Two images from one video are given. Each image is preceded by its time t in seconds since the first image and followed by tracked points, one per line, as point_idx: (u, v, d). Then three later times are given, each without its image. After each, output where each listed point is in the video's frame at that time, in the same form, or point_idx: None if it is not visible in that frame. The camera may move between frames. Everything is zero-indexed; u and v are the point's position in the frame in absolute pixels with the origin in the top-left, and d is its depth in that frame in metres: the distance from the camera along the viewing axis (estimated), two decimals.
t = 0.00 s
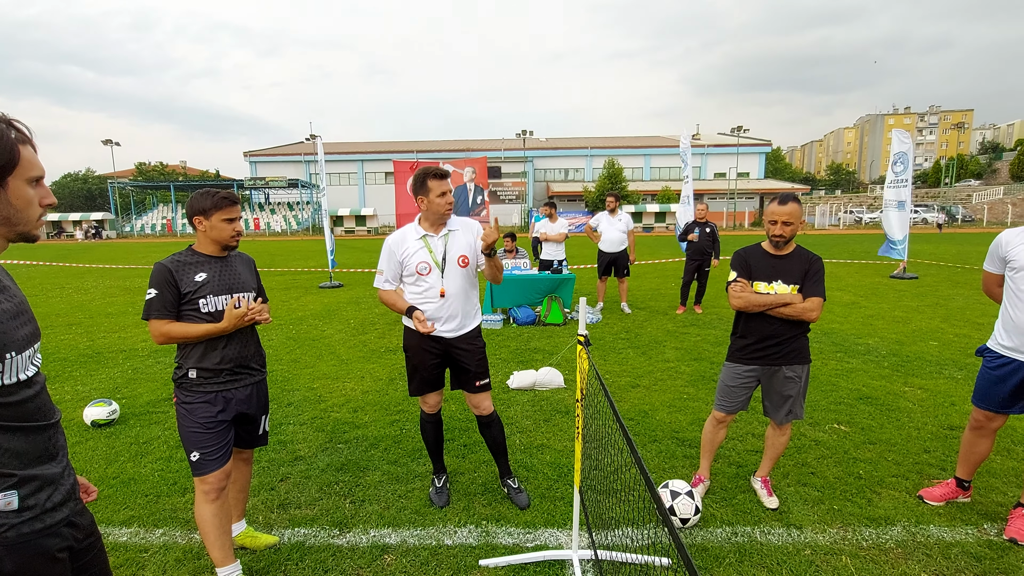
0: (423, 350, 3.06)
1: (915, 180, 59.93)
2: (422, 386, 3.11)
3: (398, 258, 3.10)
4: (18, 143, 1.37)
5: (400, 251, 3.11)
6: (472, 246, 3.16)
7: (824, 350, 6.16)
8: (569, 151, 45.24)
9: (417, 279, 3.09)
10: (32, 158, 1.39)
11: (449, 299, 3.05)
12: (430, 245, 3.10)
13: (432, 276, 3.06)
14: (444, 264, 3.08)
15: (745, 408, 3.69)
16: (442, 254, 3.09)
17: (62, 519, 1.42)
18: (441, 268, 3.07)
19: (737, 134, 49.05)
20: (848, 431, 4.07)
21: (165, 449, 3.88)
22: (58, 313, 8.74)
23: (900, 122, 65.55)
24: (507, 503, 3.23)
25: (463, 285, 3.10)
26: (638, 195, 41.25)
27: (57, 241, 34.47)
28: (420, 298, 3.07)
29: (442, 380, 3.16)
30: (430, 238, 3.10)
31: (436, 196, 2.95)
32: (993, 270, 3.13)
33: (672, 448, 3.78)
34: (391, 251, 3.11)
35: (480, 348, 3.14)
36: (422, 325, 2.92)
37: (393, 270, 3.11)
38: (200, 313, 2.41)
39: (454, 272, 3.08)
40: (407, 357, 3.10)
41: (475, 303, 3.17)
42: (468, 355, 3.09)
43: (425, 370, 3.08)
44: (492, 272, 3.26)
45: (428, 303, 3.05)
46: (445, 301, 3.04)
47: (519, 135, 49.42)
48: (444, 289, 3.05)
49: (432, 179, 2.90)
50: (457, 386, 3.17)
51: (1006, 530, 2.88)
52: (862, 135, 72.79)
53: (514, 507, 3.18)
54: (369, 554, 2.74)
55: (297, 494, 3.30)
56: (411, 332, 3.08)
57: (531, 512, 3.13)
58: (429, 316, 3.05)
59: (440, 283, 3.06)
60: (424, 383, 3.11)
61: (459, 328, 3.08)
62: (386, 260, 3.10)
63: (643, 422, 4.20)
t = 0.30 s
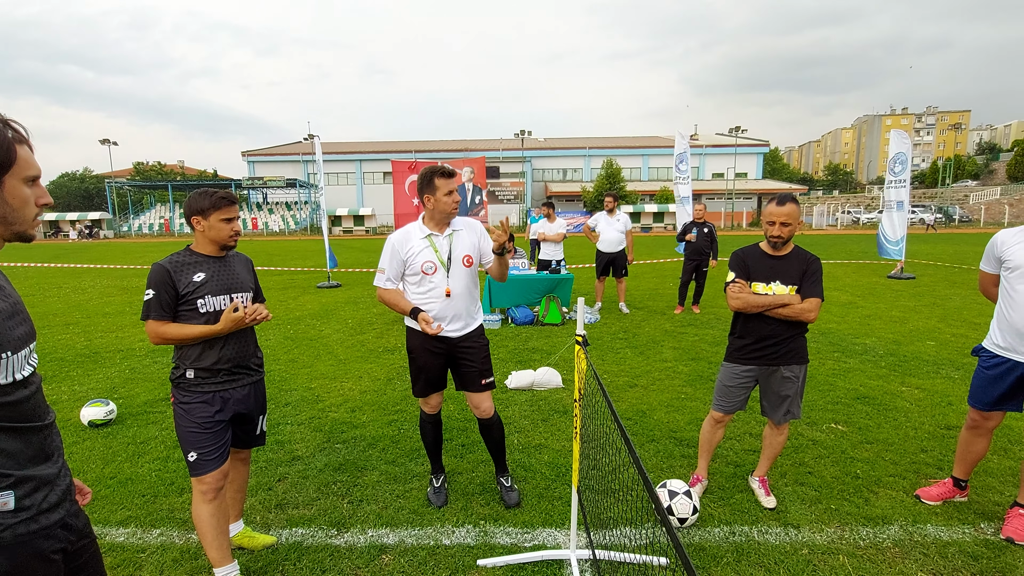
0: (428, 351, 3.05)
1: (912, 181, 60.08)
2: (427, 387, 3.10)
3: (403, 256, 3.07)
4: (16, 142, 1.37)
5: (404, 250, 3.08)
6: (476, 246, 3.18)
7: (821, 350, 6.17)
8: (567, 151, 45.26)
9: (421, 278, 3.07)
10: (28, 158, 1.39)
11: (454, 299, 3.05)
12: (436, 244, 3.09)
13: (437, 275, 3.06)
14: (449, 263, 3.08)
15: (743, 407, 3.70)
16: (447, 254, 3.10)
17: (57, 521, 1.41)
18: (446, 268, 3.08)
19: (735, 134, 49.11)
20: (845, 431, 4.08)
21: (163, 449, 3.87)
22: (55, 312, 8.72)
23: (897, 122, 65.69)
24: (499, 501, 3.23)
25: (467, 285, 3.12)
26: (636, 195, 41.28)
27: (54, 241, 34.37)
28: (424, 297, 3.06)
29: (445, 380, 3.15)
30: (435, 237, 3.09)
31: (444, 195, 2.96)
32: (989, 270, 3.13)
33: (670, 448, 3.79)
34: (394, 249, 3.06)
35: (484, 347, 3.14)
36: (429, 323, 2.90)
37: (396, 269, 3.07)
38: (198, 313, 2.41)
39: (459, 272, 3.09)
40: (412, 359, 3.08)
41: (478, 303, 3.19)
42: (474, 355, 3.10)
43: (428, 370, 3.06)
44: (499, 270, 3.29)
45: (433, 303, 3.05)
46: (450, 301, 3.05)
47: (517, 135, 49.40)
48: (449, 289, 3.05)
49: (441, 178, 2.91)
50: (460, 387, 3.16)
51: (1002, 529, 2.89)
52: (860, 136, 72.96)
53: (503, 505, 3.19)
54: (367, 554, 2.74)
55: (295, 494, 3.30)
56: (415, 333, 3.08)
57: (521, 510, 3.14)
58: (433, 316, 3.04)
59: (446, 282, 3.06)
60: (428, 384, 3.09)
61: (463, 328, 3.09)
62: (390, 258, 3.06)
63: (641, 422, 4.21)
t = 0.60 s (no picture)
0: (438, 352, 3.05)
1: (910, 181, 60.21)
2: (435, 389, 3.10)
3: (418, 254, 3.04)
4: (19, 142, 1.36)
5: (419, 248, 3.05)
6: (491, 248, 3.18)
7: (820, 350, 6.18)
8: (566, 151, 45.28)
9: (435, 277, 3.05)
10: (31, 157, 1.38)
11: (467, 300, 3.06)
12: (452, 244, 3.08)
13: (452, 276, 3.05)
14: (464, 264, 3.07)
15: (743, 407, 3.70)
16: (462, 254, 3.09)
17: (52, 522, 1.40)
18: (461, 268, 3.07)
19: (733, 135, 49.16)
20: (844, 431, 4.08)
21: (161, 449, 3.86)
22: (52, 312, 8.68)
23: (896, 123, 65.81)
24: (496, 503, 3.22)
25: (480, 287, 3.12)
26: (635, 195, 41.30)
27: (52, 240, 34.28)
28: (437, 297, 3.05)
29: (454, 383, 3.15)
30: (451, 237, 3.08)
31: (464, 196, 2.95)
32: (984, 270, 3.12)
33: (669, 448, 3.79)
34: (410, 246, 3.03)
35: (494, 352, 3.13)
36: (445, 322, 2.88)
37: (410, 266, 3.04)
38: (194, 311, 2.40)
39: (473, 273, 3.09)
40: (422, 360, 3.09)
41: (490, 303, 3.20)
42: (484, 357, 3.09)
43: (437, 372, 3.07)
44: (513, 270, 3.30)
45: (446, 303, 3.04)
46: (463, 302, 3.05)
47: (516, 135, 49.39)
48: (463, 290, 3.05)
49: (462, 178, 2.90)
50: (469, 389, 3.16)
51: (1000, 529, 2.90)
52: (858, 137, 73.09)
53: (501, 509, 3.16)
54: (366, 555, 2.73)
55: (294, 493, 3.29)
56: (426, 333, 3.08)
57: (517, 513, 3.12)
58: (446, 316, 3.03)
59: (459, 283, 3.05)
60: (437, 386, 3.10)
61: (474, 329, 3.09)
62: (405, 255, 3.02)
63: (640, 422, 4.21)
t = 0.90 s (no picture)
0: (453, 351, 3.05)
1: (908, 181, 60.28)
2: (449, 390, 3.09)
3: (440, 250, 3.03)
4: (21, 143, 1.35)
5: (442, 244, 3.04)
6: (512, 251, 3.16)
7: (818, 349, 6.19)
8: (565, 150, 45.27)
9: (455, 276, 3.05)
10: (33, 157, 1.37)
11: (485, 302, 3.06)
12: (475, 244, 3.05)
13: (472, 277, 3.04)
14: (486, 265, 3.07)
15: (742, 406, 3.70)
16: (484, 256, 3.07)
17: (49, 522, 1.40)
18: (481, 270, 3.06)
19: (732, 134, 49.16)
20: (842, 429, 4.08)
21: (159, 449, 3.85)
22: (49, 312, 8.66)
23: (894, 122, 65.85)
24: (496, 503, 3.22)
25: (499, 289, 3.12)
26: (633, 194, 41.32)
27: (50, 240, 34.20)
28: (456, 296, 3.05)
29: (467, 383, 3.14)
30: (475, 237, 3.05)
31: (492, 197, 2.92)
32: (978, 268, 3.14)
33: (668, 447, 3.78)
34: (433, 241, 3.02)
35: (509, 352, 3.14)
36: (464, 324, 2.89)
37: (431, 261, 3.03)
38: (191, 310, 2.39)
39: (493, 276, 3.09)
40: (436, 359, 3.08)
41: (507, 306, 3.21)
42: (498, 356, 3.10)
43: (451, 372, 3.06)
44: (538, 276, 3.20)
45: (464, 303, 3.04)
46: (482, 304, 3.06)
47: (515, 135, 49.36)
48: (482, 292, 3.05)
49: (493, 179, 2.87)
50: (481, 389, 3.15)
51: (999, 528, 2.90)
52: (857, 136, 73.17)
53: (501, 509, 3.16)
54: (364, 554, 2.73)
55: (292, 493, 3.28)
56: (441, 332, 3.08)
57: (518, 513, 3.12)
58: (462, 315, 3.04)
59: (479, 285, 3.05)
60: (450, 387, 3.09)
61: (490, 331, 3.11)
62: (427, 250, 3.01)
63: (639, 421, 4.21)
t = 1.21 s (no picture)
0: (466, 349, 3.05)
1: (908, 180, 60.30)
2: (461, 388, 3.11)
3: (460, 249, 3.03)
4: (21, 142, 1.35)
5: (463, 243, 3.03)
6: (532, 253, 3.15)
7: (818, 348, 6.19)
8: (565, 150, 45.25)
9: (474, 275, 3.05)
10: (33, 157, 1.36)
11: (502, 303, 3.06)
12: (495, 244, 3.03)
13: (491, 277, 3.04)
14: (506, 266, 3.06)
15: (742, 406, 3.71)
16: (504, 257, 3.06)
17: (53, 521, 1.40)
18: (500, 271, 3.05)
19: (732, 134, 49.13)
20: (842, 428, 4.09)
21: (159, 449, 3.85)
22: (49, 312, 8.65)
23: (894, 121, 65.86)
24: (497, 503, 3.22)
25: (518, 290, 3.13)
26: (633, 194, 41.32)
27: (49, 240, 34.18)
28: (475, 295, 3.05)
29: (479, 382, 3.15)
30: (496, 237, 3.04)
31: (515, 197, 2.91)
32: (972, 266, 3.15)
33: (668, 447, 3.79)
34: (453, 239, 3.02)
35: (521, 351, 3.14)
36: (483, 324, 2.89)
37: (451, 259, 3.03)
38: (192, 310, 2.39)
39: (512, 277, 3.08)
40: (449, 356, 3.09)
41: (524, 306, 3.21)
42: (511, 356, 3.10)
43: (463, 370, 3.08)
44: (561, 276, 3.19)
45: (481, 303, 3.05)
46: (500, 304, 3.06)
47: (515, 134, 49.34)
48: (501, 292, 3.05)
49: (516, 179, 2.86)
50: (491, 386, 3.17)
51: (998, 527, 2.91)
52: (856, 135, 73.19)
53: (501, 508, 3.16)
54: (365, 554, 2.73)
55: (293, 493, 3.28)
56: (454, 330, 3.09)
57: (518, 512, 3.12)
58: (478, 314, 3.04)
59: (497, 285, 3.05)
60: (461, 385, 3.11)
61: (507, 331, 3.11)
62: (447, 247, 3.01)
63: (639, 420, 4.21)
